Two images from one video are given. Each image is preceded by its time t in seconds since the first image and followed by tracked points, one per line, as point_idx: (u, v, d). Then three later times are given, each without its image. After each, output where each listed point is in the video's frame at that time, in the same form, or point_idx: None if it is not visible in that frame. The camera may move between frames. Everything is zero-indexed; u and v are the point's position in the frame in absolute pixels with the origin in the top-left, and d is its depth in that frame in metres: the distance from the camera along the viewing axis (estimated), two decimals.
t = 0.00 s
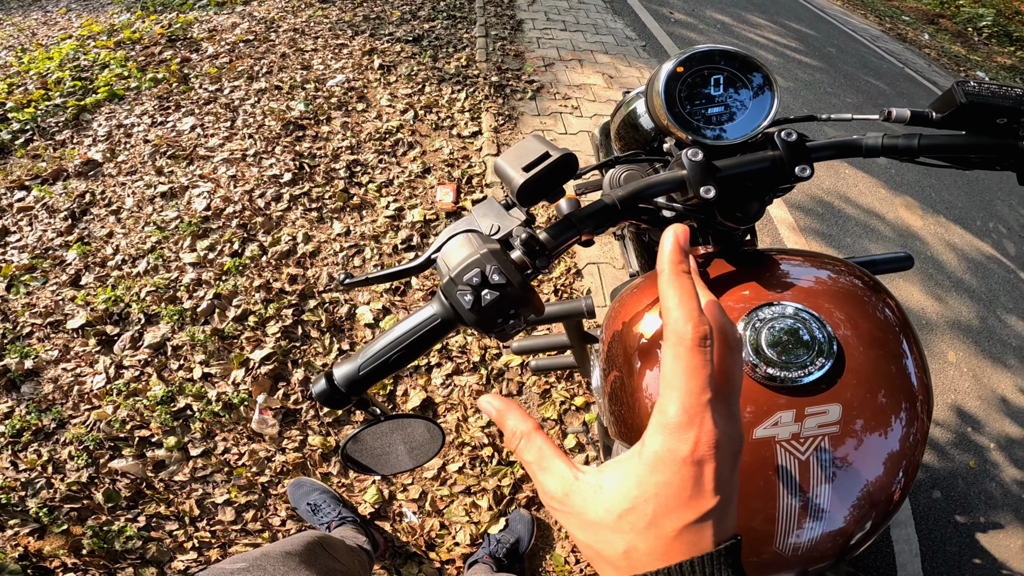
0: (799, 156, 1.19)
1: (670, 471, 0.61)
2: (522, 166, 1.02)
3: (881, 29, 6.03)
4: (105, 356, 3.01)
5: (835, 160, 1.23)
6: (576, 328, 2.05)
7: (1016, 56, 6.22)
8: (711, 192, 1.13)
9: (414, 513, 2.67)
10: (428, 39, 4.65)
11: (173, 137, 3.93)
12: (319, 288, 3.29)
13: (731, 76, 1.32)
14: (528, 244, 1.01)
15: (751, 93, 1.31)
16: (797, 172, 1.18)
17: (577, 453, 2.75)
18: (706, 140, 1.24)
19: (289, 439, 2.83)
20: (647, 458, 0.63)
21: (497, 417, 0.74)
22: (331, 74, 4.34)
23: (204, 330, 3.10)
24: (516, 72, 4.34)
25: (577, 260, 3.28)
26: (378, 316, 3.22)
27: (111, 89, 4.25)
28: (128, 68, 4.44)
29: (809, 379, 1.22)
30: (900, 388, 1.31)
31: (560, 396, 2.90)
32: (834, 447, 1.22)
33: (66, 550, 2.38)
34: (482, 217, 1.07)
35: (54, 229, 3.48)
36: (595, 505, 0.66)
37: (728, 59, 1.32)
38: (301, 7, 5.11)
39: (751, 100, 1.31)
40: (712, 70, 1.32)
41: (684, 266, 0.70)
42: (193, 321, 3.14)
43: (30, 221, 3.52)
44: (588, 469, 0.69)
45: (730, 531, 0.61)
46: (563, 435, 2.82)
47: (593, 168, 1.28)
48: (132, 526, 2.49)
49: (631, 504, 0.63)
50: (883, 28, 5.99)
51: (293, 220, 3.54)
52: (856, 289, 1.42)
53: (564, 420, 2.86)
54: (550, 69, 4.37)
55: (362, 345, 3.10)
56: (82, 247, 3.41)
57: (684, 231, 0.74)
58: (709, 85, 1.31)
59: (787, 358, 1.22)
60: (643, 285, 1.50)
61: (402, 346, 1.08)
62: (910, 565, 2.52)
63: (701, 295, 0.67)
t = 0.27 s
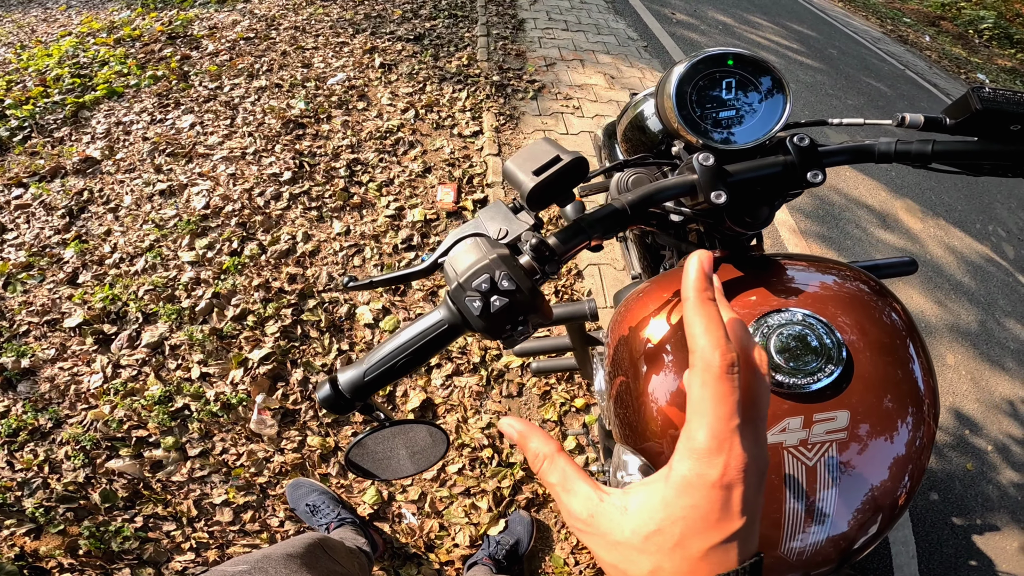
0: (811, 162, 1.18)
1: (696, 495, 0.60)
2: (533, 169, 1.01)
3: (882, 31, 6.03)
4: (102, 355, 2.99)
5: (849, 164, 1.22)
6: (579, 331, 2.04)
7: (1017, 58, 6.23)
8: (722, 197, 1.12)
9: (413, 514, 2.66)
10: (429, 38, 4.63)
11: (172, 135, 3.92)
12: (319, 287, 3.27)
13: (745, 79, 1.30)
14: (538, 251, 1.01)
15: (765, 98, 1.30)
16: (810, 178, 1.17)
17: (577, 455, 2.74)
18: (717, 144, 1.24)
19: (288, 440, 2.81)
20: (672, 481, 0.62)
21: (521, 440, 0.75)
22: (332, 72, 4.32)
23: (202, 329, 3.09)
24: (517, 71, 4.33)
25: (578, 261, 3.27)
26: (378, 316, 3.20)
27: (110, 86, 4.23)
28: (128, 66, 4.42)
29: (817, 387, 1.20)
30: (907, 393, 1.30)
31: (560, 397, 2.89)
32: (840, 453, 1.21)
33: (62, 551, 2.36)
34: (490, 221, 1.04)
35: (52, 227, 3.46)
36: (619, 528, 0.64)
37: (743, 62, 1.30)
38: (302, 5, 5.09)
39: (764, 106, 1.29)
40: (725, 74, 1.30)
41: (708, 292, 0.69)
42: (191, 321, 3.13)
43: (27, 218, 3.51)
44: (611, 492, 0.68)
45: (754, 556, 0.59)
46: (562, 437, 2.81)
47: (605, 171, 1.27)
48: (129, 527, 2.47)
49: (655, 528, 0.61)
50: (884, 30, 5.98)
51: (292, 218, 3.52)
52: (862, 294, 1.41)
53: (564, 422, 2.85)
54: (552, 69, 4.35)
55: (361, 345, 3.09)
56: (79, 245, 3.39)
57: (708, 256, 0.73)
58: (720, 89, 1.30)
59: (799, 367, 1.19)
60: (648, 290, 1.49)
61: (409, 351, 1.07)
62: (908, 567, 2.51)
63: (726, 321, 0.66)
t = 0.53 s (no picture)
0: (821, 167, 1.19)
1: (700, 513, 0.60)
2: (543, 174, 1.00)
3: (882, 31, 6.02)
4: (101, 356, 2.98)
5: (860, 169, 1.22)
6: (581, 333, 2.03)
7: (1016, 59, 6.24)
8: (732, 202, 1.13)
9: (414, 516, 2.66)
10: (429, 38, 4.62)
11: (171, 134, 3.91)
12: (319, 288, 3.26)
13: (755, 83, 1.31)
14: (547, 257, 1.00)
15: (769, 101, 1.30)
16: (820, 182, 1.18)
17: (578, 456, 2.74)
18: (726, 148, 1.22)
19: (288, 442, 2.80)
20: (680, 498, 0.61)
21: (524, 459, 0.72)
22: (332, 71, 4.31)
23: (202, 330, 3.08)
24: (518, 71, 4.32)
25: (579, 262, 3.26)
26: (378, 317, 3.20)
27: (109, 85, 4.21)
28: (127, 65, 4.40)
29: (825, 393, 1.20)
30: (914, 395, 1.29)
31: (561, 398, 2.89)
32: (849, 457, 1.20)
33: (62, 553, 2.35)
34: (498, 225, 1.05)
35: (50, 227, 3.45)
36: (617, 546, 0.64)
37: (751, 66, 1.30)
38: (302, 3, 5.07)
39: (770, 112, 1.29)
40: (733, 76, 1.30)
41: (710, 312, 0.69)
42: (191, 321, 3.12)
43: (26, 218, 3.49)
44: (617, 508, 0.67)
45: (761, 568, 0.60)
46: (564, 438, 2.81)
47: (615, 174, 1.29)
48: (129, 528, 2.46)
49: (658, 545, 0.61)
50: (884, 30, 5.97)
51: (292, 219, 3.51)
52: (869, 298, 1.41)
53: (565, 423, 2.85)
54: (553, 69, 4.34)
55: (362, 347, 3.08)
56: (77, 245, 3.38)
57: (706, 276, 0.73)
58: (729, 91, 1.30)
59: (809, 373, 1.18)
60: (654, 293, 1.49)
61: (415, 358, 1.09)
62: (908, 568, 2.52)
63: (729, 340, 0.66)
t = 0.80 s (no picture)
0: (837, 175, 1.19)
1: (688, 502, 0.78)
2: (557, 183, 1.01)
3: (879, 32, 6.04)
4: (97, 359, 2.96)
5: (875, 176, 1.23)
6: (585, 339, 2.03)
7: (1011, 60, 6.27)
8: (746, 210, 1.13)
9: (415, 518, 2.65)
10: (428, 37, 4.60)
11: (167, 134, 3.88)
12: (318, 290, 3.24)
13: (769, 89, 1.30)
14: (562, 267, 0.99)
15: (784, 108, 1.30)
16: (835, 191, 1.18)
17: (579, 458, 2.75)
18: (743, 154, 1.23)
19: (287, 445, 2.79)
20: (677, 506, 0.77)
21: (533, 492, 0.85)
22: (330, 71, 4.28)
23: (199, 333, 3.05)
24: (517, 71, 4.30)
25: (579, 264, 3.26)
26: (378, 319, 3.19)
27: (104, 83, 4.18)
28: (122, 63, 4.35)
29: (838, 401, 1.19)
30: (923, 400, 1.30)
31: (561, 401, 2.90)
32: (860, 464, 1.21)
33: (60, 556, 2.32)
34: (508, 233, 1.05)
35: (44, 227, 3.42)
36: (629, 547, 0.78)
37: (766, 73, 1.29)
38: (300, 2, 5.04)
39: (786, 119, 1.29)
40: (748, 84, 1.30)
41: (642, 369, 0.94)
42: (188, 323, 3.09)
43: (19, 218, 3.46)
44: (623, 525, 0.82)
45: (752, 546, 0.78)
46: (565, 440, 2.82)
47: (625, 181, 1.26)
48: (127, 532, 2.44)
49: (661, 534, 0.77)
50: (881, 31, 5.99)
51: (290, 219, 3.49)
52: (876, 303, 1.41)
53: (566, 426, 2.86)
54: (552, 69, 4.33)
55: (361, 349, 3.08)
56: (72, 246, 3.35)
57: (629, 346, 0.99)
58: (743, 99, 1.29)
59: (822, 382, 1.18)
60: (662, 301, 1.51)
61: (424, 370, 1.10)
62: (906, 568, 2.53)
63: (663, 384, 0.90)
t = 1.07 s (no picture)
0: (858, 184, 1.21)
1: (740, 419, 0.66)
2: (583, 194, 1.06)
3: (874, 32, 6.07)
4: (92, 362, 2.92)
5: (895, 184, 1.25)
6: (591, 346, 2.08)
7: (1004, 62, 6.34)
8: (767, 219, 1.16)
9: (417, 522, 2.64)
10: (426, 36, 4.57)
11: (162, 133, 3.84)
12: (317, 292, 3.21)
13: (792, 96, 1.30)
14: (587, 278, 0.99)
15: (805, 113, 1.31)
16: (855, 201, 1.21)
17: (581, 460, 2.76)
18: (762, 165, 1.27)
19: (288, 449, 2.77)
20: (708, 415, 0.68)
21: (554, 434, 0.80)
22: (328, 70, 4.27)
23: (196, 336, 3.02)
24: (516, 71, 4.30)
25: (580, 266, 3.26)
26: (378, 321, 3.17)
27: (97, 82, 4.12)
28: (115, 62, 4.29)
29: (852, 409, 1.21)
30: (935, 403, 1.31)
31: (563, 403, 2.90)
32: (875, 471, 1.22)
33: (59, 563, 2.30)
34: (527, 243, 1.05)
35: (37, 228, 3.37)
36: (670, 470, 0.71)
37: (789, 79, 1.28)
38: None
39: (806, 127, 1.31)
40: (770, 92, 1.29)
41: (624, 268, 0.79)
42: (185, 326, 3.06)
43: (11, 219, 3.41)
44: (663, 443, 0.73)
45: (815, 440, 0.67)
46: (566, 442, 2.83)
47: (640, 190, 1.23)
48: (127, 537, 2.42)
49: (703, 453, 0.69)
50: (876, 31, 6.02)
51: (288, 221, 3.46)
52: (886, 308, 1.42)
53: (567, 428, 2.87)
54: (551, 69, 4.33)
55: (362, 352, 3.06)
56: (66, 247, 3.30)
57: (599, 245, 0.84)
58: (764, 108, 1.30)
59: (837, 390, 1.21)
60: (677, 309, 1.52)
61: (445, 383, 1.10)
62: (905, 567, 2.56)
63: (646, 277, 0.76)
